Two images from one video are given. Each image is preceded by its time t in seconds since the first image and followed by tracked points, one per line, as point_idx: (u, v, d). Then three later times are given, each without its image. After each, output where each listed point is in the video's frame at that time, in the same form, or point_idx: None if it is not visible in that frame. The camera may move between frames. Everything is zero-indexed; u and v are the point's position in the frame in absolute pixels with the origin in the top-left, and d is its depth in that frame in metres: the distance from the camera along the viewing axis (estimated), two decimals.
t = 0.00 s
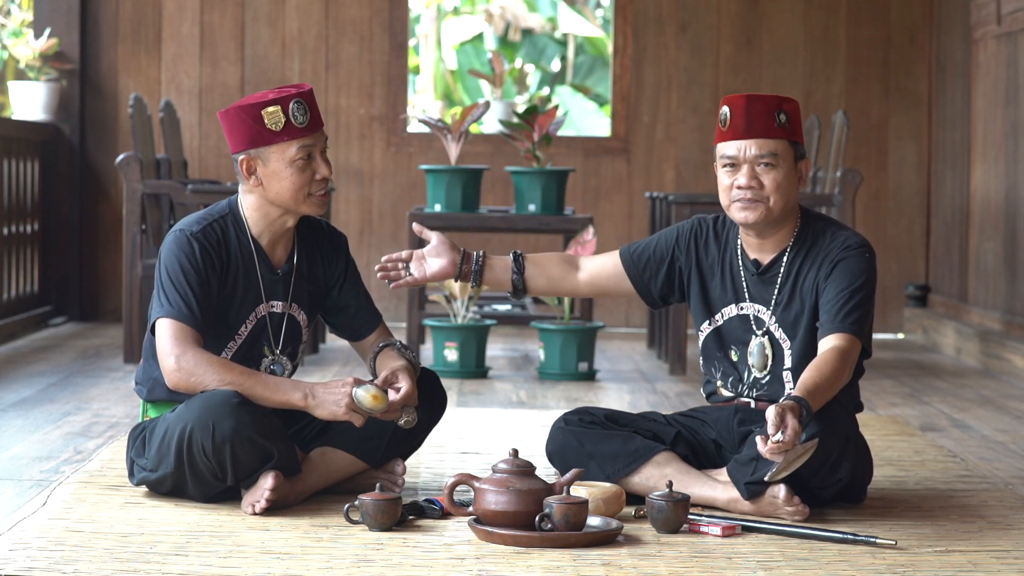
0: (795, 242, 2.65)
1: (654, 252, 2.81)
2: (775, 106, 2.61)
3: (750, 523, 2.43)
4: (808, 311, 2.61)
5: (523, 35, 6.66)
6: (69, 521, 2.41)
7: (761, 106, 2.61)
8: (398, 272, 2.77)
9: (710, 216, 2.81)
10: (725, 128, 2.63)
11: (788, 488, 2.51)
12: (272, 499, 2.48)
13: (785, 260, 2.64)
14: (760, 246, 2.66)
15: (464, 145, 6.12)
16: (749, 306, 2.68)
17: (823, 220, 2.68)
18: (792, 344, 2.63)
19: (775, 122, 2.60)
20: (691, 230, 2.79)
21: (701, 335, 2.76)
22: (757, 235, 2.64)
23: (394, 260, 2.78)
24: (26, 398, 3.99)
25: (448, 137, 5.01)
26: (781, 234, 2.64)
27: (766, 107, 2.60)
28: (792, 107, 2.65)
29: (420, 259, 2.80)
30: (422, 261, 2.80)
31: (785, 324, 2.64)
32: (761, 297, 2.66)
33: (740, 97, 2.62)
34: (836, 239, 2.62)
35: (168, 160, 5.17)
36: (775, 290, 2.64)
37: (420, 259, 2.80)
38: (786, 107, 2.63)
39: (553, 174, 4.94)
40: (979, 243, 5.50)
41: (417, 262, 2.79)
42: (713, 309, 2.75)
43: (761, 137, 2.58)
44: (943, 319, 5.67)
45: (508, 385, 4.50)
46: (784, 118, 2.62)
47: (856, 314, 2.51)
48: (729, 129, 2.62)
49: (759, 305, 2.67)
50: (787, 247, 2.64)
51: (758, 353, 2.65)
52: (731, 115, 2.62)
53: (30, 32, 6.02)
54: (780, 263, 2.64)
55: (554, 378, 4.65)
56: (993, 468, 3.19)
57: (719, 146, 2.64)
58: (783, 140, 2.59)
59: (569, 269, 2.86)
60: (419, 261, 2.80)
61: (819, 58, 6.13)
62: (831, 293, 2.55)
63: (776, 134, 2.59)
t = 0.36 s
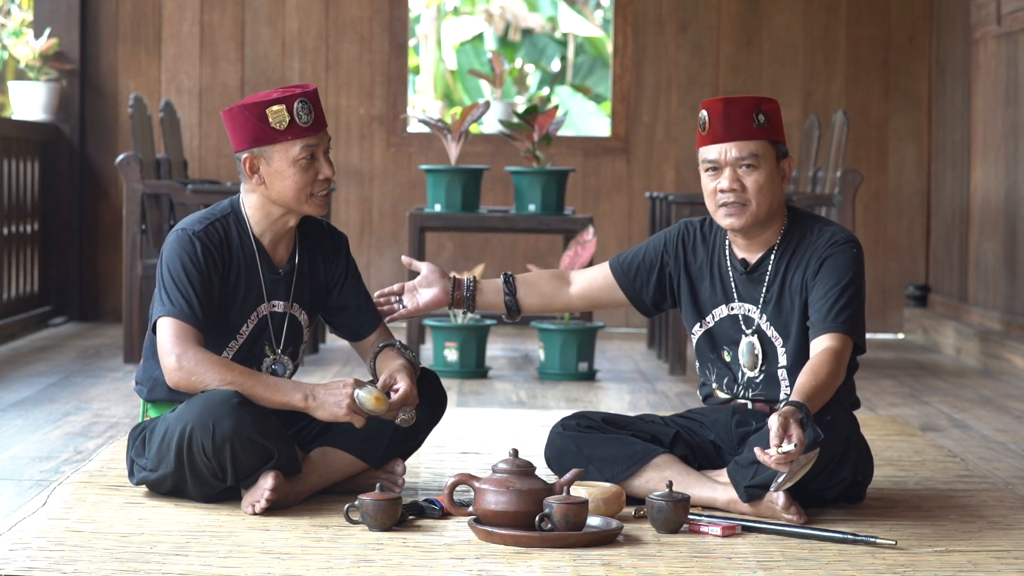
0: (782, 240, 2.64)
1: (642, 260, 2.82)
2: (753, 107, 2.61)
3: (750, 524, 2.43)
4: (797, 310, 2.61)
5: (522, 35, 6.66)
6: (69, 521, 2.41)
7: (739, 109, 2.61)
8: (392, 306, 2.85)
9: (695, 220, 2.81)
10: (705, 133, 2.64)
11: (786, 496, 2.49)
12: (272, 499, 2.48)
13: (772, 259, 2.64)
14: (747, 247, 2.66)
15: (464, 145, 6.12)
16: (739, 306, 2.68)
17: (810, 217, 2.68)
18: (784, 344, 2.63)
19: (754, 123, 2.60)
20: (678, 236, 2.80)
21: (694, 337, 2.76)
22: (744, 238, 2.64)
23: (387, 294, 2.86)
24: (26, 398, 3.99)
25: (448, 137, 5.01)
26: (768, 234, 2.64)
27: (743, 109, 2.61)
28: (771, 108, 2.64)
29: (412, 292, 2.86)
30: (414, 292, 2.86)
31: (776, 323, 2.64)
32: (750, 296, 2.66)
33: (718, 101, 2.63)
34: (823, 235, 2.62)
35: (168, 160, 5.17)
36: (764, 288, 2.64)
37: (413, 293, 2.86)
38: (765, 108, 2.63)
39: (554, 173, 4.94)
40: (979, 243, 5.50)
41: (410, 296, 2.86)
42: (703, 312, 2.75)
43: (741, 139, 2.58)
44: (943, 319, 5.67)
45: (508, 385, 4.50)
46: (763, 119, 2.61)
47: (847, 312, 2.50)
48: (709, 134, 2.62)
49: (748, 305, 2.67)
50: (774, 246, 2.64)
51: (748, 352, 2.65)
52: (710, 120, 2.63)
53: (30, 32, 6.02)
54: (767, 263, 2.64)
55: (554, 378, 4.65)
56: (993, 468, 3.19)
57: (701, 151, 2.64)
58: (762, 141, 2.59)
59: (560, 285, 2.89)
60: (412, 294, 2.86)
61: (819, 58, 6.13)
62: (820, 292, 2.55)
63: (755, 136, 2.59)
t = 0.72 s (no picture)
0: (781, 241, 2.64)
1: (642, 261, 2.81)
2: (749, 108, 2.61)
3: (750, 523, 2.43)
4: (796, 310, 2.61)
5: (523, 35, 6.66)
6: (69, 521, 2.41)
7: (735, 110, 2.61)
8: (391, 311, 2.87)
9: (695, 221, 2.81)
10: (701, 134, 2.64)
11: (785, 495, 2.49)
12: (272, 499, 2.48)
13: (771, 260, 2.64)
14: (746, 248, 2.66)
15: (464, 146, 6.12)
16: (738, 307, 2.68)
17: (809, 218, 2.68)
18: (783, 345, 2.63)
19: (751, 124, 2.60)
20: (678, 237, 2.79)
21: (693, 339, 2.76)
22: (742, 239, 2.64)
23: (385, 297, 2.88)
24: (26, 398, 3.99)
25: (448, 138, 5.00)
26: (767, 235, 2.63)
27: (740, 110, 2.60)
28: (767, 108, 2.63)
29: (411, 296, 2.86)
30: (412, 296, 2.86)
31: (776, 324, 2.64)
32: (750, 297, 2.66)
33: (713, 103, 2.62)
34: (822, 236, 2.62)
35: (168, 160, 5.17)
36: (763, 289, 2.64)
37: (412, 296, 2.86)
38: (761, 109, 2.62)
39: (554, 173, 4.94)
40: (979, 243, 5.50)
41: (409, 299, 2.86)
42: (703, 313, 2.75)
43: (737, 141, 2.58)
44: (943, 319, 5.67)
45: (509, 385, 4.50)
46: (759, 120, 2.61)
47: (846, 312, 2.51)
48: (705, 135, 2.62)
49: (747, 306, 2.67)
50: (773, 247, 2.64)
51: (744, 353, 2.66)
52: (706, 122, 2.63)
53: (31, 32, 6.02)
54: (766, 264, 2.64)
55: (554, 378, 4.65)
56: (993, 468, 3.19)
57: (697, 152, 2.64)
58: (759, 142, 2.59)
59: (559, 288, 2.89)
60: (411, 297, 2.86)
61: (819, 58, 6.13)
62: (820, 292, 2.55)
63: (752, 137, 2.59)
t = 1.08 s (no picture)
0: (785, 241, 2.65)
1: (645, 260, 2.81)
2: (754, 108, 2.60)
3: (750, 523, 2.43)
4: (800, 311, 2.61)
5: (523, 35, 6.66)
6: (69, 521, 2.41)
7: (740, 110, 2.60)
8: (391, 305, 2.87)
9: (698, 220, 2.81)
10: (707, 133, 2.63)
11: (785, 494, 2.49)
12: (272, 499, 2.47)
13: (776, 260, 2.64)
14: (751, 248, 2.66)
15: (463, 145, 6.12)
16: (741, 307, 2.68)
17: (814, 220, 2.68)
18: (786, 345, 2.63)
19: (756, 124, 2.59)
20: (682, 236, 2.79)
21: (695, 338, 2.76)
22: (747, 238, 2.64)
23: (387, 291, 2.88)
24: (26, 398, 3.99)
25: (449, 137, 5.00)
26: (772, 234, 2.64)
27: (745, 110, 2.60)
28: (773, 108, 2.63)
29: (413, 290, 2.86)
30: (414, 291, 2.86)
31: (779, 324, 2.64)
32: (753, 297, 2.66)
33: (719, 102, 2.62)
34: (827, 237, 2.62)
35: (168, 160, 5.17)
36: (766, 289, 2.65)
37: (414, 291, 2.86)
38: (766, 109, 2.62)
39: (554, 174, 4.94)
40: (979, 242, 5.50)
41: (410, 294, 2.86)
42: (705, 312, 2.75)
43: (741, 141, 2.58)
44: (943, 319, 5.67)
45: (509, 385, 4.50)
46: (764, 120, 2.60)
47: (849, 313, 2.50)
48: (711, 134, 2.61)
49: (750, 305, 2.67)
50: (777, 248, 2.64)
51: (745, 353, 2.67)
52: (712, 121, 2.62)
53: (31, 32, 6.02)
54: (770, 264, 2.64)
55: (554, 378, 4.65)
56: (993, 468, 3.19)
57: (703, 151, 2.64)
58: (763, 142, 2.58)
59: (562, 284, 2.88)
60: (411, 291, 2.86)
61: (819, 58, 6.13)
62: (823, 293, 2.55)
63: (757, 137, 2.58)
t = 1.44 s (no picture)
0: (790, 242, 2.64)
1: (650, 257, 2.81)
2: (729, 114, 2.60)
3: (750, 524, 2.43)
4: (804, 312, 2.61)
5: (523, 35, 6.66)
6: (69, 521, 2.41)
7: (716, 115, 2.61)
8: (395, 297, 2.81)
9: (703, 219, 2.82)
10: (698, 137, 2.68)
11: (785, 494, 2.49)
12: (272, 499, 2.47)
13: (780, 260, 2.64)
14: (755, 247, 2.66)
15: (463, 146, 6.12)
16: (744, 306, 2.69)
17: (820, 220, 2.67)
18: (788, 345, 2.63)
19: (728, 130, 2.60)
20: (688, 234, 2.80)
21: (698, 336, 2.77)
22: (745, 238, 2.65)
23: (389, 282, 2.81)
24: (26, 397, 3.99)
25: (448, 137, 5.00)
26: (768, 234, 2.63)
27: (720, 115, 2.61)
28: (752, 112, 2.60)
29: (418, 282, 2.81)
30: (418, 283, 2.81)
31: (782, 324, 2.64)
32: (757, 296, 2.67)
33: (702, 107, 2.65)
34: (832, 239, 2.61)
35: (168, 160, 5.17)
36: (770, 290, 2.65)
37: (419, 283, 2.81)
38: (744, 114, 2.60)
39: (553, 174, 4.94)
40: (979, 242, 5.50)
41: (414, 286, 2.81)
42: (709, 311, 2.75)
43: (716, 146, 2.60)
44: (943, 319, 5.67)
45: (508, 385, 4.50)
46: (739, 125, 2.60)
47: (852, 315, 2.50)
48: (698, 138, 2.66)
49: (754, 305, 2.67)
50: (781, 248, 2.64)
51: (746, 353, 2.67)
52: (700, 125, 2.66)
53: (30, 32, 6.02)
54: (774, 264, 2.64)
55: (554, 378, 4.65)
56: (993, 468, 3.19)
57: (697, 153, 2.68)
58: (736, 148, 2.58)
59: (566, 280, 2.87)
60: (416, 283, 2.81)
61: (819, 58, 6.13)
62: (827, 295, 2.54)
63: (728, 144, 2.59)
